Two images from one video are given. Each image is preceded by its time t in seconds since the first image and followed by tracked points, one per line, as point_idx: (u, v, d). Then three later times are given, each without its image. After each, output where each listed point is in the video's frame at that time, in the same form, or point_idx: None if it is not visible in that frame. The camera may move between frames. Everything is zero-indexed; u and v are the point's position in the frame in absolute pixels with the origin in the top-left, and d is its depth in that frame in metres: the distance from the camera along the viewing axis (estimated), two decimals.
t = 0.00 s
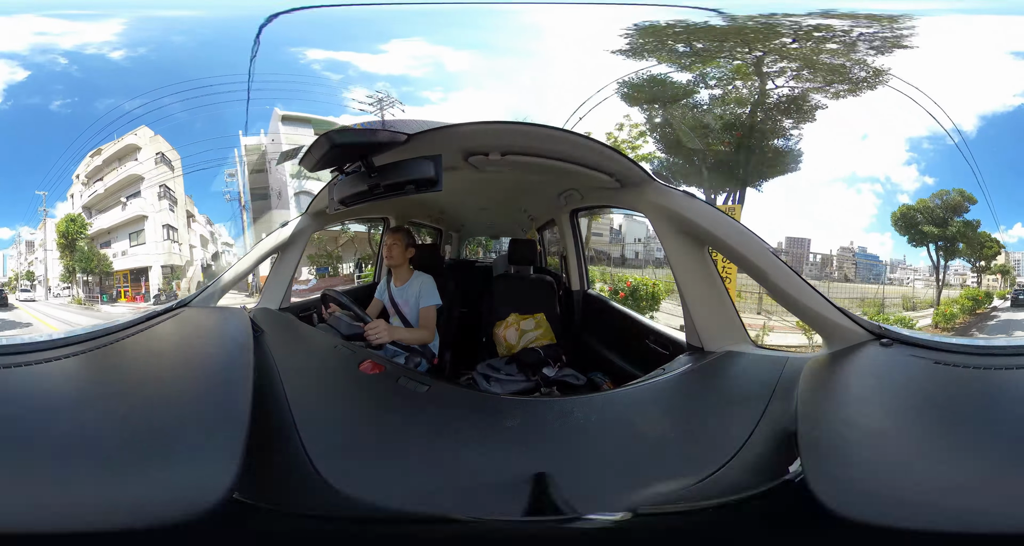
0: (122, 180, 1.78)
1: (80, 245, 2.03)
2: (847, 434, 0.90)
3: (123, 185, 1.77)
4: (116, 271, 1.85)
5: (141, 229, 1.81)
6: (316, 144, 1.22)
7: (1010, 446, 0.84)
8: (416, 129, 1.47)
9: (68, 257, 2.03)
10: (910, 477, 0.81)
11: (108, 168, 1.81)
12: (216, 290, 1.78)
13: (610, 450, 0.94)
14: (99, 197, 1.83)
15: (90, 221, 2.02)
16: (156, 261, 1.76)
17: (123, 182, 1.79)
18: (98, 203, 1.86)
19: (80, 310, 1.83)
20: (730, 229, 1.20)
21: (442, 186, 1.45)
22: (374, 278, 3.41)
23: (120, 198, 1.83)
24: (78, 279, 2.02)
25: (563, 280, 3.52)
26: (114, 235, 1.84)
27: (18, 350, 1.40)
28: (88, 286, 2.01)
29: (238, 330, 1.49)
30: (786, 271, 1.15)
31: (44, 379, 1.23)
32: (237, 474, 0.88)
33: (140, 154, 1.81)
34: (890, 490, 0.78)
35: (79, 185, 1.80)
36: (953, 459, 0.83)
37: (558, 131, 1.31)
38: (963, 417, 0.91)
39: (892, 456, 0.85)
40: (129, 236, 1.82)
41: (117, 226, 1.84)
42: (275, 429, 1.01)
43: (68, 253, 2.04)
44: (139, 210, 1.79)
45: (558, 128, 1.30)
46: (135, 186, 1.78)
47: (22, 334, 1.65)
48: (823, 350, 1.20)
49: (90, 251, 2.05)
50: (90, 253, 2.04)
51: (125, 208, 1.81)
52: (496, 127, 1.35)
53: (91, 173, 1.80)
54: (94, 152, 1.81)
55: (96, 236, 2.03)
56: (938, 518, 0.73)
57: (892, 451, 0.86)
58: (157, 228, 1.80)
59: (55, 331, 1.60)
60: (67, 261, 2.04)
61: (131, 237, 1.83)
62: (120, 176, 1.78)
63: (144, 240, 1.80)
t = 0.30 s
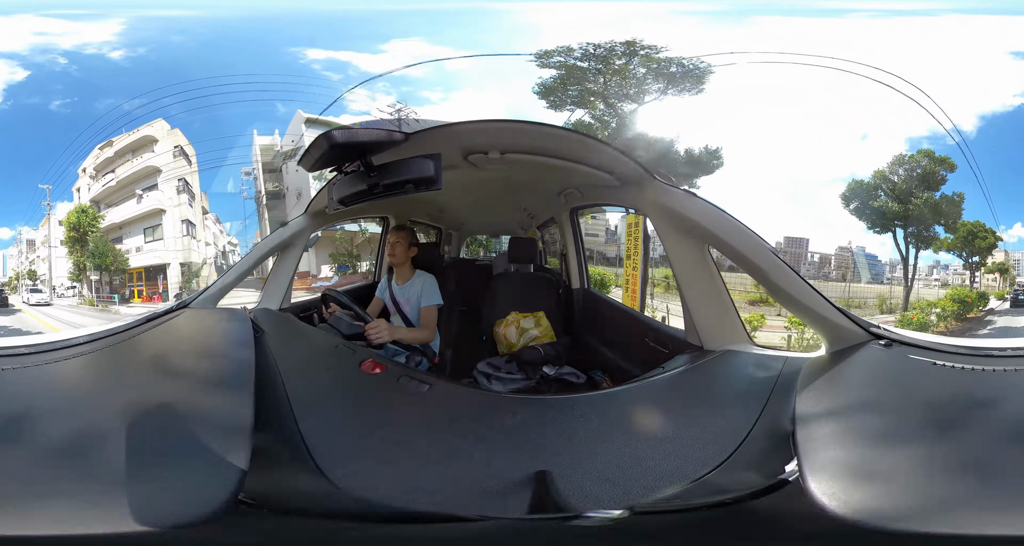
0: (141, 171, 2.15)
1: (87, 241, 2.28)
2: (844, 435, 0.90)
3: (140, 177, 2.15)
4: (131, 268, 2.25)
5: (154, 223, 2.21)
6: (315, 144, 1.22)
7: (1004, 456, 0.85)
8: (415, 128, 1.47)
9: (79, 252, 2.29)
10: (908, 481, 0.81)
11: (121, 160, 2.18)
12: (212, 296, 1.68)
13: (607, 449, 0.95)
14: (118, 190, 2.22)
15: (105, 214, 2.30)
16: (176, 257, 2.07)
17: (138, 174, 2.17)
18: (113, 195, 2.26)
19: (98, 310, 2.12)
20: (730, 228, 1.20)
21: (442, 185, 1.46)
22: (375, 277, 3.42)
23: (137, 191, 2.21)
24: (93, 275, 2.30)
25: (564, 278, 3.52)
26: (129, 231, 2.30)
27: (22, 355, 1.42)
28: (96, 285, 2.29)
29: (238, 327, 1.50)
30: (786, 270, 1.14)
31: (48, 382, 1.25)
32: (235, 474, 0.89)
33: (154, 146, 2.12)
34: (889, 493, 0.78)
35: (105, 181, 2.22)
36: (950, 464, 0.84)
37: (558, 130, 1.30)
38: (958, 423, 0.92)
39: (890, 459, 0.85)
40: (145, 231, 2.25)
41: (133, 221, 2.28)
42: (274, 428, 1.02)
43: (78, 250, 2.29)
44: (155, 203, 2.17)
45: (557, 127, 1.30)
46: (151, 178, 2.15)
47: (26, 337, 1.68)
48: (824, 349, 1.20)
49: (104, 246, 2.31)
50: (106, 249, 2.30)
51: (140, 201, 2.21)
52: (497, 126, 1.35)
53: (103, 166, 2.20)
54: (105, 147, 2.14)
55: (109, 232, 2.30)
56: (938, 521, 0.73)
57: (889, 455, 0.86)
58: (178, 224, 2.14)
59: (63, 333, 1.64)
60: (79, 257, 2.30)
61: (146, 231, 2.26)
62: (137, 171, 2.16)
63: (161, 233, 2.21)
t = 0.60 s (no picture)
0: (159, 163, 2.03)
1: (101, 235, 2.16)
2: (844, 435, 0.91)
3: (158, 169, 2.03)
4: (148, 266, 2.06)
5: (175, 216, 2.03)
6: (315, 144, 1.22)
7: (1003, 454, 0.85)
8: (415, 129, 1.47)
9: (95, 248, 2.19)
10: (908, 481, 0.81)
11: (135, 151, 2.17)
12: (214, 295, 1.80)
13: (608, 449, 0.95)
14: (132, 183, 2.09)
15: (119, 207, 2.13)
16: (200, 253, 1.88)
17: (156, 166, 2.06)
18: (128, 189, 2.12)
19: (114, 313, 1.96)
20: (731, 228, 1.20)
21: (442, 185, 1.46)
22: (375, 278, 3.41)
23: (154, 183, 2.08)
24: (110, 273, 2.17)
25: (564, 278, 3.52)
26: (143, 226, 2.13)
27: (21, 355, 1.42)
28: (110, 283, 2.19)
29: (238, 328, 1.51)
30: (787, 271, 1.14)
31: (48, 383, 1.26)
32: (234, 474, 0.89)
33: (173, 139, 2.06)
34: (889, 493, 0.79)
35: (114, 174, 2.14)
36: (949, 464, 0.84)
37: (558, 130, 1.30)
38: (957, 423, 0.93)
39: (889, 459, 0.86)
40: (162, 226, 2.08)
41: (150, 215, 2.11)
42: (274, 429, 1.02)
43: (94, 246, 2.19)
44: (176, 196, 2.02)
45: (557, 127, 1.30)
46: (170, 171, 2.02)
47: (25, 337, 1.68)
48: (824, 349, 1.20)
49: (120, 241, 2.15)
50: (122, 244, 2.13)
51: (158, 195, 2.07)
52: (497, 126, 1.35)
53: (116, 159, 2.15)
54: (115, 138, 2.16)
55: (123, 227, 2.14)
56: (937, 520, 0.73)
57: (889, 454, 0.86)
58: (199, 220, 1.91)
59: (63, 333, 1.65)
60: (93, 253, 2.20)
61: (164, 226, 2.08)
62: (153, 164, 2.06)
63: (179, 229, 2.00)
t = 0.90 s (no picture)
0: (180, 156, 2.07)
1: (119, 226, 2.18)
2: (844, 434, 0.91)
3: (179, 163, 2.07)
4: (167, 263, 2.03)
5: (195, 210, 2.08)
6: (316, 145, 1.22)
7: (1005, 450, 0.85)
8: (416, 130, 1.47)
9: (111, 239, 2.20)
10: (910, 479, 0.81)
11: (152, 143, 2.20)
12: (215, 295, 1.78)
13: (609, 449, 0.95)
14: (149, 174, 2.13)
15: (138, 197, 2.15)
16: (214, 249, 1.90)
17: (177, 159, 2.09)
18: (144, 181, 2.14)
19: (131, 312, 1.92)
20: (731, 228, 1.20)
21: (442, 186, 1.45)
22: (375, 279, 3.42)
23: (174, 175, 2.11)
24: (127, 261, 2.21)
25: (564, 279, 3.52)
26: (160, 219, 2.16)
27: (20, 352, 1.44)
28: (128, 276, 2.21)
29: (239, 329, 1.52)
30: (787, 270, 1.15)
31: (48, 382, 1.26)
32: (234, 474, 0.89)
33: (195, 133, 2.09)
34: (891, 491, 0.78)
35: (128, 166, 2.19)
36: (951, 461, 0.84)
37: (558, 131, 1.31)
38: (957, 420, 0.93)
39: (890, 458, 0.85)
40: (180, 221, 2.13)
41: (168, 209, 2.14)
42: (274, 429, 1.01)
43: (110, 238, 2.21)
44: (198, 190, 2.06)
45: (557, 128, 1.30)
46: (192, 164, 2.07)
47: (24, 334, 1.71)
48: (823, 349, 1.21)
49: (143, 234, 2.16)
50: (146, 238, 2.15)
51: (179, 188, 2.09)
52: (497, 126, 1.35)
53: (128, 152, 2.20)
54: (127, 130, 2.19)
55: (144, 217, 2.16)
56: (941, 517, 0.73)
57: (889, 453, 0.86)
58: (222, 216, 1.98)
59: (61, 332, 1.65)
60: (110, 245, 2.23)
61: (181, 221, 2.14)
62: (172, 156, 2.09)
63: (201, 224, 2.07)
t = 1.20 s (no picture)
0: (204, 151, 2.14)
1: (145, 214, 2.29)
2: (845, 434, 0.90)
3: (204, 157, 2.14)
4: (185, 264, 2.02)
5: (215, 205, 2.13)
6: (316, 145, 1.22)
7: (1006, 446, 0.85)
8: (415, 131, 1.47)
9: (135, 228, 2.30)
10: (911, 477, 0.80)
11: (172, 135, 2.27)
12: (214, 295, 1.76)
13: (608, 449, 0.95)
14: (170, 166, 2.22)
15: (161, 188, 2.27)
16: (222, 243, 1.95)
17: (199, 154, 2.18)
18: (167, 172, 2.26)
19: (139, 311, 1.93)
20: (730, 227, 1.21)
21: (442, 186, 1.45)
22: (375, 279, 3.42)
23: (196, 169, 2.20)
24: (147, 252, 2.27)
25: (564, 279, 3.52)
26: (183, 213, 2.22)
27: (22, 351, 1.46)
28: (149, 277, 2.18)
29: (238, 329, 1.53)
30: (786, 269, 1.15)
31: (48, 381, 1.27)
32: (233, 474, 0.89)
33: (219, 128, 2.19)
34: (893, 490, 0.78)
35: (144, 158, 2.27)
36: (952, 458, 0.84)
37: (556, 130, 1.30)
38: (956, 418, 0.92)
39: (891, 457, 0.85)
40: (203, 217, 2.11)
41: (188, 203, 2.21)
42: (273, 428, 1.01)
43: (132, 227, 2.30)
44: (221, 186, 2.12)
45: (556, 128, 1.30)
46: (215, 159, 2.13)
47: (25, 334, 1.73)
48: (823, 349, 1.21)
49: (173, 232, 2.23)
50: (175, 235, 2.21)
51: (202, 181, 2.17)
52: (496, 126, 1.34)
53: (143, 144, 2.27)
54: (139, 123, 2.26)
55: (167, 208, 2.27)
56: (945, 516, 0.72)
57: (890, 451, 0.86)
58: (241, 213, 2.02)
59: (62, 332, 1.66)
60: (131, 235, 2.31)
61: (203, 217, 2.13)
62: (194, 151, 2.18)
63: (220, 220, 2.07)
